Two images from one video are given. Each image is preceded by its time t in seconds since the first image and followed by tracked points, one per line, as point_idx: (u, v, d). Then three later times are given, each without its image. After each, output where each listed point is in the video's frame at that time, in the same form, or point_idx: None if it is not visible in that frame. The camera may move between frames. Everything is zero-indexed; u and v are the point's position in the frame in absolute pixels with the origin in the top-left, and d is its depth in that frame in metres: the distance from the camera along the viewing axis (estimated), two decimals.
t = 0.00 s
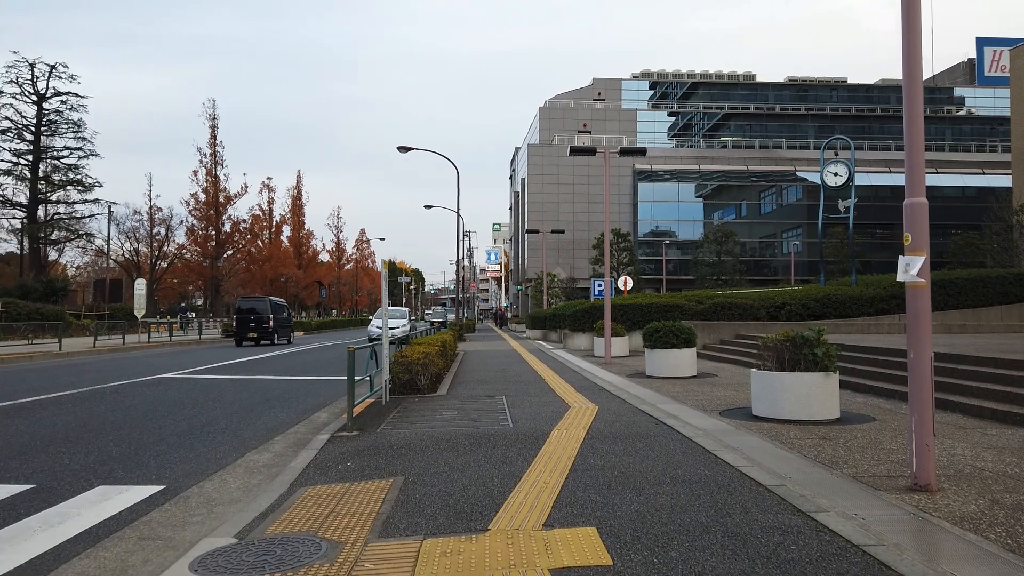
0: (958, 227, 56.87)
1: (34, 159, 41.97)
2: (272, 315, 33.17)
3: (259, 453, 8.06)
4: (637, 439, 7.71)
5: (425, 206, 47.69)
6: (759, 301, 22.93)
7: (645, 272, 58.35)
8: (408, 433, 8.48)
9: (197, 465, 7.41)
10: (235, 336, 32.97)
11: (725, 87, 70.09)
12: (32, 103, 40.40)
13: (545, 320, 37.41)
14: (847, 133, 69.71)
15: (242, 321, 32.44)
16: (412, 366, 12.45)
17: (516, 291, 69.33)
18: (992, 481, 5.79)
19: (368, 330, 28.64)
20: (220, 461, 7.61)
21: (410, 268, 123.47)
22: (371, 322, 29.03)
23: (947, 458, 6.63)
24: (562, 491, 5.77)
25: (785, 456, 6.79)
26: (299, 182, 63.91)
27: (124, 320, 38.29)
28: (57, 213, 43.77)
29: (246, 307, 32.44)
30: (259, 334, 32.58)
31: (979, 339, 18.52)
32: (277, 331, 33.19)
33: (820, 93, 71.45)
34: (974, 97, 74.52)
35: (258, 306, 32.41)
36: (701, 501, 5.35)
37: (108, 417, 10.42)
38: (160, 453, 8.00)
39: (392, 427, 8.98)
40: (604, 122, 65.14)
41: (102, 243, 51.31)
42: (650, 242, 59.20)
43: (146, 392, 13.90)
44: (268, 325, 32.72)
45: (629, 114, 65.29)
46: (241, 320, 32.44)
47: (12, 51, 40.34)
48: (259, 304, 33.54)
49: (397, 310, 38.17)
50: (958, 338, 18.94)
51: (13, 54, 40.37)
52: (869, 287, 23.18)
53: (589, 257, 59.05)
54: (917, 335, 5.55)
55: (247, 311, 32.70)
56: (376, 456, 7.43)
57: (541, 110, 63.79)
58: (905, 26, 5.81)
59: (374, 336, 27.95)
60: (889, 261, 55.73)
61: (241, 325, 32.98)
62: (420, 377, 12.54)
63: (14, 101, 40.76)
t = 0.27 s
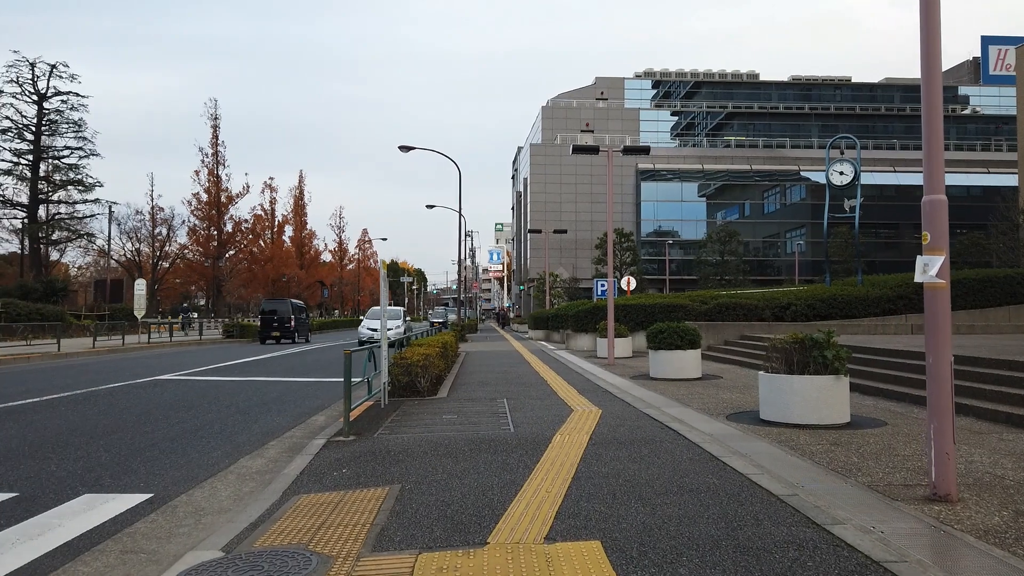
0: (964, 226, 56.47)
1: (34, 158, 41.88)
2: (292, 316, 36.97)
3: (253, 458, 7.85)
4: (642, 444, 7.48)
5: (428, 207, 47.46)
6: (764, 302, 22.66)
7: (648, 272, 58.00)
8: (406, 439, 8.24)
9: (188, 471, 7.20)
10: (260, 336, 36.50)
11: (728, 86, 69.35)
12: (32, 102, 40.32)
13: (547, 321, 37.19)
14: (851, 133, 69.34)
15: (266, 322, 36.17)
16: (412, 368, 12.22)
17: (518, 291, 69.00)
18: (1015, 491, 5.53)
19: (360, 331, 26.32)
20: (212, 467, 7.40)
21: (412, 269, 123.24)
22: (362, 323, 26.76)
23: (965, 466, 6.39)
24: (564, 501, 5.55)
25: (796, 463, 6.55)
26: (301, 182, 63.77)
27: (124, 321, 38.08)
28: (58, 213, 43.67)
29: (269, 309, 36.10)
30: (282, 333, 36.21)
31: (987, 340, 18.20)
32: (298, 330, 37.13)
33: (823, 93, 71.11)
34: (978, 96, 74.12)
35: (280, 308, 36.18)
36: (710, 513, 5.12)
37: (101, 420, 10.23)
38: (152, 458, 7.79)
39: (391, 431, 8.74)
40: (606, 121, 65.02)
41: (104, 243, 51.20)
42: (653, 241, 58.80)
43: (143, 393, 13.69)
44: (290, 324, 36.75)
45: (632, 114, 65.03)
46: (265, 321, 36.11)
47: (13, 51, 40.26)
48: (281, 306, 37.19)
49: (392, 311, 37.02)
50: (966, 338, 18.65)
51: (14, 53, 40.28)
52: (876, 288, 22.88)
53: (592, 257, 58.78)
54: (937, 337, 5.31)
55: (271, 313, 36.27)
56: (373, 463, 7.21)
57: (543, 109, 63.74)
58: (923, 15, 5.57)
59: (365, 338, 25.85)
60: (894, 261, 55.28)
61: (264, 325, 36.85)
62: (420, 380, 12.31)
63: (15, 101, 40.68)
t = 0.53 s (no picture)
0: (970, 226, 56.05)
1: (35, 158, 41.71)
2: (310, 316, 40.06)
3: (249, 460, 7.60)
4: (651, 446, 7.22)
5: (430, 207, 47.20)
6: (770, 301, 22.37)
7: (652, 272, 57.67)
8: (406, 440, 7.99)
9: (182, 474, 6.96)
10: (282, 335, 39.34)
11: (732, 86, 68.97)
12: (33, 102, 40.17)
13: (550, 321, 36.95)
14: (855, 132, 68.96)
15: (287, 322, 39.16)
16: (414, 368, 11.97)
17: (521, 291, 68.76)
18: None
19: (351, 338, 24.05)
20: (206, 469, 7.16)
21: (415, 269, 123.08)
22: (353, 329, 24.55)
23: (991, 471, 6.11)
24: (573, 506, 5.30)
25: (813, 467, 6.28)
26: (303, 182, 63.61)
27: (124, 322, 37.88)
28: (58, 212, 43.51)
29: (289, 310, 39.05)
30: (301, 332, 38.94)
31: (999, 340, 17.85)
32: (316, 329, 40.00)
33: (827, 92, 70.75)
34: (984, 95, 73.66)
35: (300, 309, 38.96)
36: (727, 519, 4.86)
37: (96, 421, 10.00)
38: (144, 460, 7.56)
39: (390, 433, 8.49)
40: (610, 121, 64.85)
41: (105, 243, 51.07)
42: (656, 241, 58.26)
43: (140, 393, 13.46)
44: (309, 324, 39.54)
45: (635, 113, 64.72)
46: (286, 321, 38.92)
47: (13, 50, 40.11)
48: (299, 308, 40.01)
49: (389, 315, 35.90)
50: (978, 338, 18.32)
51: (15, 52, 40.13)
52: (883, 287, 22.57)
53: (595, 257, 58.49)
54: (965, 334, 5.04)
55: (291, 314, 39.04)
56: (371, 465, 6.97)
57: (546, 108, 63.63)
58: None
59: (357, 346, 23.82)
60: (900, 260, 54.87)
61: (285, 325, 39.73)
62: (422, 380, 12.07)
63: (16, 100, 40.53)
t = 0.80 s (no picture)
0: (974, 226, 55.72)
1: (34, 158, 41.47)
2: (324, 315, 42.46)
3: (241, 469, 7.33)
4: (657, 455, 6.95)
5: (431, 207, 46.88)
6: (775, 302, 22.09)
7: (653, 272, 57.38)
8: (404, 447, 7.70)
9: (171, 484, 6.70)
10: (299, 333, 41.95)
11: (734, 84, 68.72)
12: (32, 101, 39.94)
13: (551, 322, 36.71)
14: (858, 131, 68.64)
15: (303, 320, 41.58)
16: (413, 371, 11.71)
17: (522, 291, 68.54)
18: None
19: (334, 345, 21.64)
20: (195, 479, 6.89)
21: (416, 269, 122.85)
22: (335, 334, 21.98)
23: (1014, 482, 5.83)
24: (578, 521, 5.03)
25: (828, 478, 6.01)
26: (304, 182, 63.36)
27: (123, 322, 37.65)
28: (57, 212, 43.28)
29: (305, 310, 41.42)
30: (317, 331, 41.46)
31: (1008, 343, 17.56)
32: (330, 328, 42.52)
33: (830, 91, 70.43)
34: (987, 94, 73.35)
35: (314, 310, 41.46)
36: (742, 537, 4.58)
37: (85, 426, 9.72)
38: (131, 468, 7.29)
39: (387, 439, 8.21)
40: (612, 120, 64.59)
41: (104, 243, 50.87)
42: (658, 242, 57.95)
43: (133, 396, 13.19)
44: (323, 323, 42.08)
45: (637, 113, 64.41)
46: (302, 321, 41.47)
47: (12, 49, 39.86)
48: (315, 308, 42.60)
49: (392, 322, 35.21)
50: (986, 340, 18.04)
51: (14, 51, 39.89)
52: (890, 288, 22.27)
53: (596, 257, 58.22)
54: (991, 340, 4.77)
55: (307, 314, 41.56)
56: (366, 474, 6.70)
57: (548, 107, 63.35)
58: None
59: (341, 352, 21.42)
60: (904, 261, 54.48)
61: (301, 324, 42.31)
62: (421, 383, 11.81)
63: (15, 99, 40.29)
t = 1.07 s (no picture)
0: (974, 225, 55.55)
1: (30, 156, 41.12)
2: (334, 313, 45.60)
3: (231, 471, 7.08)
4: (662, 457, 6.71)
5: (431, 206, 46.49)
6: (776, 301, 21.88)
7: (653, 272, 57.14)
8: (399, 449, 7.45)
9: (157, 486, 6.45)
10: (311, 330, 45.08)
11: (733, 84, 68.71)
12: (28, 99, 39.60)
13: (551, 321, 36.47)
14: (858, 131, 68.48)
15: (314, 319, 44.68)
16: (410, 370, 11.46)
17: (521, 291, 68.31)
18: None
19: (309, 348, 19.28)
20: (182, 481, 6.63)
21: (414, 269, 122.54)
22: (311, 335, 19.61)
23: None
24: (581, 525, 4.79)
25: (840, 480, 5.77)
26: (302, 181, 63.05)
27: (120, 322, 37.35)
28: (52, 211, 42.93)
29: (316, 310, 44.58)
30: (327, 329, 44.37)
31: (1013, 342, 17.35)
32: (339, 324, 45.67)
33: (829, 90, 70.23)
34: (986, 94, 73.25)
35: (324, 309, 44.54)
36: (754, 544, 4.34)
37: (73, 427, 9.45)
38: (116, 471, 7.03)
39: (383, 440, 7.96)
40: (611, 119, 64.39)
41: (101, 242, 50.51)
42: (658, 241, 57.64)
43: (125, 396, 12.93)
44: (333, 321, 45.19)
45: (636, 112, 64.16)
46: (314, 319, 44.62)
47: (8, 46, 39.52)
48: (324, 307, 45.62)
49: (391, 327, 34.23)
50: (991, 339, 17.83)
51: (9, 48, 39.54)
52: (892, 287, 22.05)
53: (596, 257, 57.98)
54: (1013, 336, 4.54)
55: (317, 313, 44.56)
56: (360, 476, 6.45)
57: (547, 106, 63.08)
58: None
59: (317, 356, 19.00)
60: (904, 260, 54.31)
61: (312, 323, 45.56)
62: (418, 383, 11.57)
63: (10, 97, 39.93)
